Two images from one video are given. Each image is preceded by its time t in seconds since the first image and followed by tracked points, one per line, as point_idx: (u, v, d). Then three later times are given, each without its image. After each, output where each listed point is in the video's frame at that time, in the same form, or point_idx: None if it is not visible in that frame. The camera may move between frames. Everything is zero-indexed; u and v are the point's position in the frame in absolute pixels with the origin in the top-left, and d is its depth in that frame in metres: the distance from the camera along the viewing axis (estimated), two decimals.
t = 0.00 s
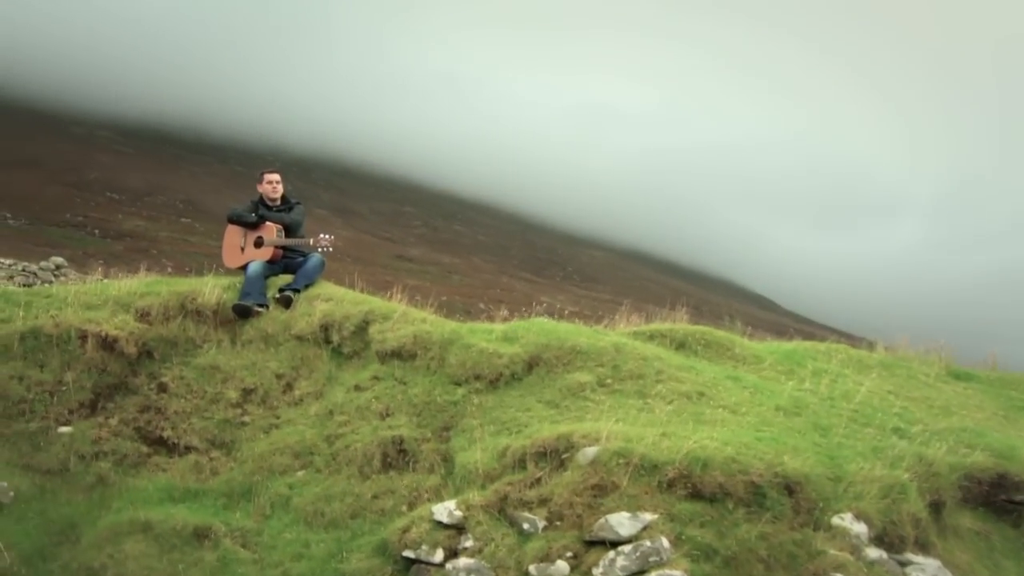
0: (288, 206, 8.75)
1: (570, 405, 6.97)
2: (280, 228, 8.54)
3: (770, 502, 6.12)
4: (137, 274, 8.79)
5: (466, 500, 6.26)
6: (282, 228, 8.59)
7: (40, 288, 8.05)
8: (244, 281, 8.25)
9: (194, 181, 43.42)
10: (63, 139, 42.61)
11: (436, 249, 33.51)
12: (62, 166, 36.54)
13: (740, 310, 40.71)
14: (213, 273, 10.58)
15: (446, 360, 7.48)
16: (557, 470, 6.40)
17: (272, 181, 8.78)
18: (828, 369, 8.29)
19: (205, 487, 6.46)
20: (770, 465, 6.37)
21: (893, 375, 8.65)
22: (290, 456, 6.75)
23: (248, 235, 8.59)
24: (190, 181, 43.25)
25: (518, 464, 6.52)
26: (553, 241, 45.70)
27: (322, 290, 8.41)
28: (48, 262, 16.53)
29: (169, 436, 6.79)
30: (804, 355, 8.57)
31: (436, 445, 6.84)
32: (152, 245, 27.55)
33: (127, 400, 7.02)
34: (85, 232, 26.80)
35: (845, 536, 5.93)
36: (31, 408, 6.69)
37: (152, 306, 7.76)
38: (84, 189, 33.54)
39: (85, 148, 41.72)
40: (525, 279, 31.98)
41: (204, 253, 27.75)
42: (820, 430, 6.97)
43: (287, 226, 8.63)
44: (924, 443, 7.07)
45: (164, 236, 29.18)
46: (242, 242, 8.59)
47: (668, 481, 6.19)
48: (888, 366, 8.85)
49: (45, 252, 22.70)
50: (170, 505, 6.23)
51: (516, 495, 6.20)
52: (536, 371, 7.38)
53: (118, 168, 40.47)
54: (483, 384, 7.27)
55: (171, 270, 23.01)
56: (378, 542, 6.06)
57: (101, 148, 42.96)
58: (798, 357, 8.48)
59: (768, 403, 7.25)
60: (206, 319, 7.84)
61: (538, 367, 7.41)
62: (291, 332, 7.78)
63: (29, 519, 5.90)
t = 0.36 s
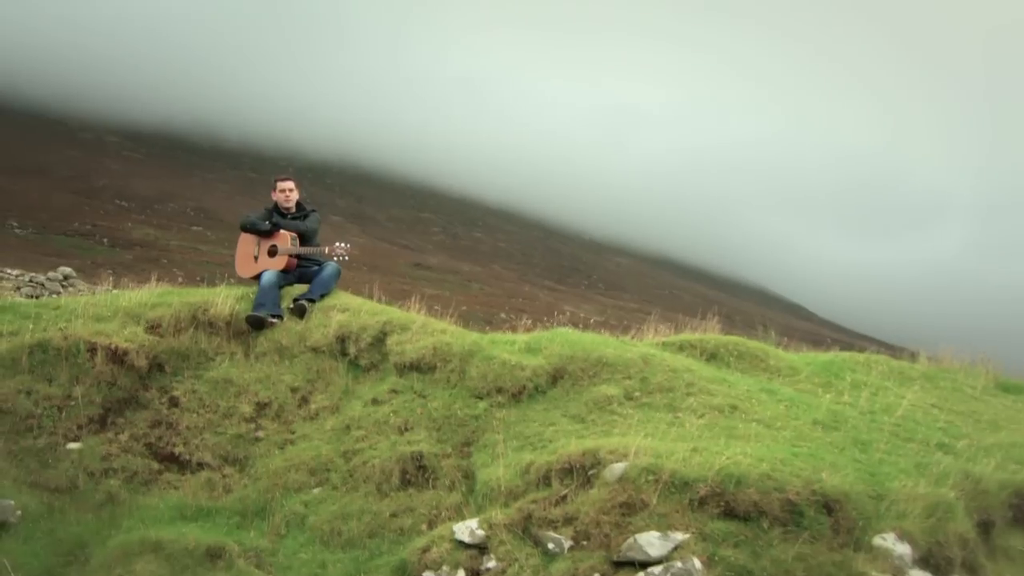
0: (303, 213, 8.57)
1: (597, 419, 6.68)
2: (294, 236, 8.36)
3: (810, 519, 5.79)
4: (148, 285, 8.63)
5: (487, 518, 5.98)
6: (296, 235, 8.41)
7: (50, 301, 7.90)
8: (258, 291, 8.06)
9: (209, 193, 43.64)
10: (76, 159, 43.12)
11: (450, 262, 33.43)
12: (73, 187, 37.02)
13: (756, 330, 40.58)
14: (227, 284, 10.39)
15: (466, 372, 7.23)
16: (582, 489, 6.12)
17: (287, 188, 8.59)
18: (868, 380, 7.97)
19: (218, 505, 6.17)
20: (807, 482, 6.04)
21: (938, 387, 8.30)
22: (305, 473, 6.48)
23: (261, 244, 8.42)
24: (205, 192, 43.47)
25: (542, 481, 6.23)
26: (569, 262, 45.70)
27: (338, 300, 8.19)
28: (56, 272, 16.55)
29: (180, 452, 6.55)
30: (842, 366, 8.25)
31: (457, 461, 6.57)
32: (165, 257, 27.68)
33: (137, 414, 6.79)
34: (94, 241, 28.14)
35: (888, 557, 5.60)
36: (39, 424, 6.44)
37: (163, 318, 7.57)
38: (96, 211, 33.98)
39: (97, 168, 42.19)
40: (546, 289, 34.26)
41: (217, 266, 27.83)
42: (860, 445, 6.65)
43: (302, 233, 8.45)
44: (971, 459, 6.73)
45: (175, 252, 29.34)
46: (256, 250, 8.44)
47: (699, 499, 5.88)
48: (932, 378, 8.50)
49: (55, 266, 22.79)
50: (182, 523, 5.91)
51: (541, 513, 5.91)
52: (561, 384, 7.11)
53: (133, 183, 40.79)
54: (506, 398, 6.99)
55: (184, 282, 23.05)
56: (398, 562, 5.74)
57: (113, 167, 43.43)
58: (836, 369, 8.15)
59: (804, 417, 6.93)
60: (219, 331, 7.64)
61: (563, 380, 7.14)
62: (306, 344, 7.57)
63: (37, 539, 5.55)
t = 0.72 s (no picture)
0: (323, 222, 8.40)
1: (626, 435, 6.38)
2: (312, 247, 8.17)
3: (853, 542, 5.47)
4: (160, 296, 8.46)
5: (512, 538, 5.69)
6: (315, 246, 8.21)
7: (60, 313, 7.73)
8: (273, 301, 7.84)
9: (223, 201, 43.68)
10: (90, 167, 43.29)
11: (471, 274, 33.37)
12: (83, 196, 37.13)
13: (781, 340, 40.30)
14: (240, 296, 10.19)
15: (490, 385, 6.96)
16: (612, 506, 5.83)
17: (309, 193, 8.34)
18: (912, 394, 7.62)
19: (233, 525, 5.91)
20: (849, 501, 5.72)
21: (986, 402, 7.94)
22: (323, 490, 6.21)
23: (278, 252, 8.26)
24: (220, 200, 43.53)
25: (570, 499, 5.94)
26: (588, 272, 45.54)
27: (356, 311, 7.96)
28: (65, 284, 16.46)
29: (194, 470, 6.31)
30: (883, 379, 7.91)
31: (480, 478, 6.28)
32: (177, 267, 27.66)
33: (149, 431, 6.57)
34: (103, 250, 28.24)
35: None
36: (48, 441, 6.23)
37: (176, 330, 7.38)
38: (107, 220, 34.04)
39: (110, 176, 42.34)
40: (567, 300, 34.59)
41: (230, 275, 27.79)
42: (904, 462, 6.33)
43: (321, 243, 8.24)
44: None
45: (187, 262, 29.33)
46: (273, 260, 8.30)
47: (735, 517, 5.58)
48: (979, 392, 8.14)
49: (66, 276, 22.76)
50: (195, 543, 5.65)
51: (569, 533, 5.63)
52: (588, 397, 6.83)
53: (146, 192, 40.88)
54: (531, 413, 6.72)
55: (196, 292, 22.96)
56: None
57: (127, 175, 43.57)
58: (877, 382, 7.82)
59: (845, 432, 6.62)
60: (233, 344, 7.44)
61: (590, 393, 6.86)
62: (324, 357, 7.34)
63: (46, 561, 5.29)
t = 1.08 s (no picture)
0: (348, 232, 8.31)
1: (661, 451, 6.10)
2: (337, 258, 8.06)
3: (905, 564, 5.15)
4: (177, 308, 8.31)
5: (541, 560, 5.40)
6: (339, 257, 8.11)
7: (74, 327, 7.58)
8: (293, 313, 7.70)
9: (239, 209, 43.76)
10: (107, 176, 43.50)
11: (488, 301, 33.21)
12: (98, 205, 37.27)
13: (825, 352, 39.89)
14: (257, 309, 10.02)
15: (518, 399, 6.71)
16: (646, 525, 5.53)
17: (337, 202, 8.25)
18: (964, 408, 7.30)
19: (253, 546, 5.67)
20: (897, 520, 5.40)
21: None
22: (346, 508, 5.96)
23: (301, 261, 8.14)
24: (237, 208, 43.61)
25: (602, 519, 5.66)
26: (610, 295, 45.24)
27: (378, 323, 7.77)
28: (79, 296, 16.39)
29: (212, 488, 6.10)
30: (932, 392, 7.59)
31: (508, 497, 6.02)
32: (194, 277, 27.68)
33: (165, 448, 6.36)
34: (117, 261, 28.30)
35: None
36: (62, 459, 6.03)
37: (193, 344, 7.19)
38: (122, 229, 34.13)
39: (126, 184, 42.52)
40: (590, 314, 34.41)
41: (247, 286, 27.78)
42: (956, 480, 6.01)
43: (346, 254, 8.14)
44: None
45: (204, 272, 29.35)
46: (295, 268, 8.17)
47: (777, 537, 5.27)
48: None
49: (80, 288, 22.76)
50: (213, 565, 5.41)
51: (602, 553, 5.34)
52: (620, 411, 6.57)
53: (161, 201, 40.99)
54: (561, 428, 6.45)
55: (212, 304, 22.92)
56: None
57: (144, 184, 43.75)
58: (925, 394, 7.50)
59: (892, 447, 6.30)
60: (252, 357, 7.26)
61: (622, 407, 6.59)
62: (345, 370, 7.14)
63: None
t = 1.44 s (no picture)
0: (370, 239, 8.13)
1: (696, 466, 5.83)
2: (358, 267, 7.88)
3: None
4: (191, 319, 8.11)
5: None
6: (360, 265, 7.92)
7: (86, 339, 7.40)
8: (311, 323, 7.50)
9: (253, 215, 43.77)
10: (121, 183, 43.61)
11: (509, 313, 32.87)
12: (110, 212, 37.31)
13: (870, 362, 39.29)
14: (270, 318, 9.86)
15: (544, 412, 6.46)
16: (680, 547, 5.24)
17: (360, 209, 8.09)
18: (1016, 421, 6.99)
19: (269, 565, 5.40)
20: (947, 539, 5.09)
21: None
22: (366, 527, 5.70)
23: (320, 268, 7.94)
24: (251, 214, 43.62)
25: (634, 537, 5.38)
26: (641, 303, 44.96)
27: (399, 333, 7.55)
28: (90, 306, 16.30)
29: (228, 505, 5.86)
30: (981, 404, 7.29)
31: (535, 515, 5.75)
32: (207, 286, 27.60)
33: (180, 464, 6.14)
34: (128, 270, 28.24)
35: None
36: (73, 475, 5.82)
37: (208, 355, 6.98)
38: (134, 237, 34.13)
39: (140, 191, 42.60)
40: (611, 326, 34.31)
41: (262, 295, 27.66)
42: (1009, 497, 5.71)
43: (367, 262, 7.97)
44: None
45: (217, 280, 29.28)
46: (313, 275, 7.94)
47: (820, 558, 4.97)
48: None
49: (91, 298, 22.72)
50: None
51: None
52: (651, 425, 6.30)
53: (175, 208, 41.01)
54: (590, 443, 6.19)
55: (227, 313, 22.83)
56: None
57: (158, 190, 43.82)
58: (975, 407, 7.20)
59: (940, 463, 6.01)
60: (268, 369, 7.05)
61: (653, 420, 6.32)
62: (365, 383, 6.92)
63: None
